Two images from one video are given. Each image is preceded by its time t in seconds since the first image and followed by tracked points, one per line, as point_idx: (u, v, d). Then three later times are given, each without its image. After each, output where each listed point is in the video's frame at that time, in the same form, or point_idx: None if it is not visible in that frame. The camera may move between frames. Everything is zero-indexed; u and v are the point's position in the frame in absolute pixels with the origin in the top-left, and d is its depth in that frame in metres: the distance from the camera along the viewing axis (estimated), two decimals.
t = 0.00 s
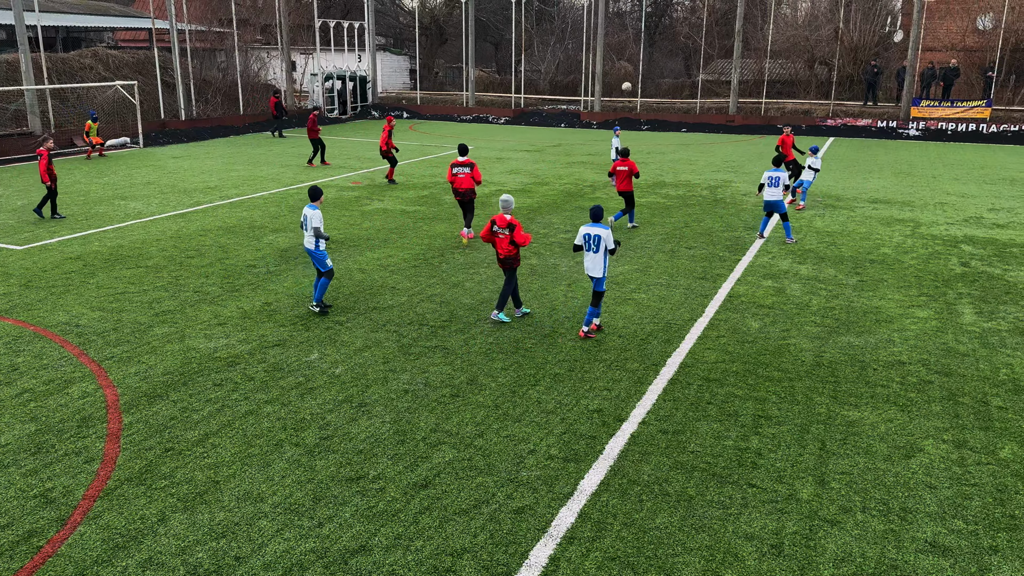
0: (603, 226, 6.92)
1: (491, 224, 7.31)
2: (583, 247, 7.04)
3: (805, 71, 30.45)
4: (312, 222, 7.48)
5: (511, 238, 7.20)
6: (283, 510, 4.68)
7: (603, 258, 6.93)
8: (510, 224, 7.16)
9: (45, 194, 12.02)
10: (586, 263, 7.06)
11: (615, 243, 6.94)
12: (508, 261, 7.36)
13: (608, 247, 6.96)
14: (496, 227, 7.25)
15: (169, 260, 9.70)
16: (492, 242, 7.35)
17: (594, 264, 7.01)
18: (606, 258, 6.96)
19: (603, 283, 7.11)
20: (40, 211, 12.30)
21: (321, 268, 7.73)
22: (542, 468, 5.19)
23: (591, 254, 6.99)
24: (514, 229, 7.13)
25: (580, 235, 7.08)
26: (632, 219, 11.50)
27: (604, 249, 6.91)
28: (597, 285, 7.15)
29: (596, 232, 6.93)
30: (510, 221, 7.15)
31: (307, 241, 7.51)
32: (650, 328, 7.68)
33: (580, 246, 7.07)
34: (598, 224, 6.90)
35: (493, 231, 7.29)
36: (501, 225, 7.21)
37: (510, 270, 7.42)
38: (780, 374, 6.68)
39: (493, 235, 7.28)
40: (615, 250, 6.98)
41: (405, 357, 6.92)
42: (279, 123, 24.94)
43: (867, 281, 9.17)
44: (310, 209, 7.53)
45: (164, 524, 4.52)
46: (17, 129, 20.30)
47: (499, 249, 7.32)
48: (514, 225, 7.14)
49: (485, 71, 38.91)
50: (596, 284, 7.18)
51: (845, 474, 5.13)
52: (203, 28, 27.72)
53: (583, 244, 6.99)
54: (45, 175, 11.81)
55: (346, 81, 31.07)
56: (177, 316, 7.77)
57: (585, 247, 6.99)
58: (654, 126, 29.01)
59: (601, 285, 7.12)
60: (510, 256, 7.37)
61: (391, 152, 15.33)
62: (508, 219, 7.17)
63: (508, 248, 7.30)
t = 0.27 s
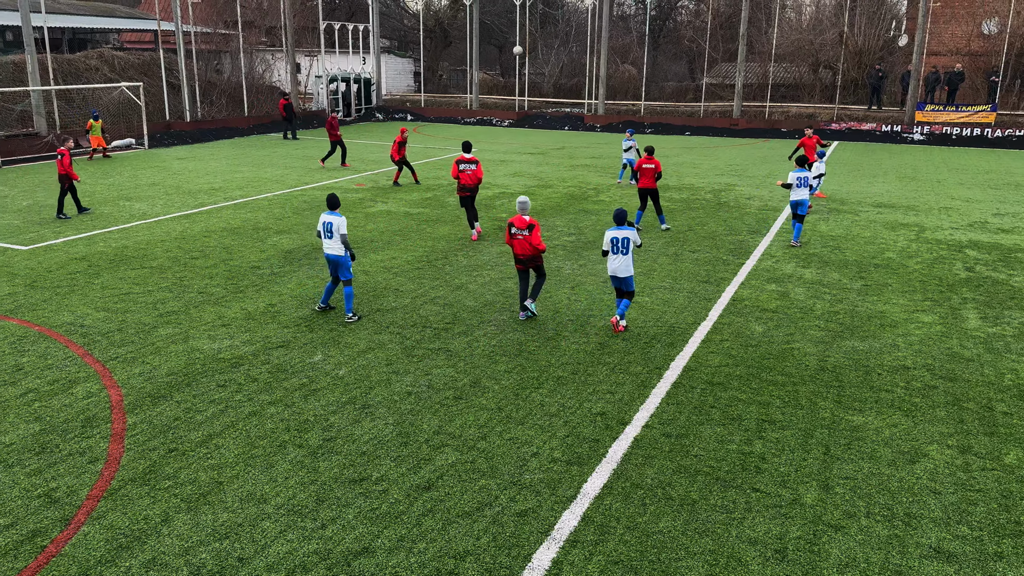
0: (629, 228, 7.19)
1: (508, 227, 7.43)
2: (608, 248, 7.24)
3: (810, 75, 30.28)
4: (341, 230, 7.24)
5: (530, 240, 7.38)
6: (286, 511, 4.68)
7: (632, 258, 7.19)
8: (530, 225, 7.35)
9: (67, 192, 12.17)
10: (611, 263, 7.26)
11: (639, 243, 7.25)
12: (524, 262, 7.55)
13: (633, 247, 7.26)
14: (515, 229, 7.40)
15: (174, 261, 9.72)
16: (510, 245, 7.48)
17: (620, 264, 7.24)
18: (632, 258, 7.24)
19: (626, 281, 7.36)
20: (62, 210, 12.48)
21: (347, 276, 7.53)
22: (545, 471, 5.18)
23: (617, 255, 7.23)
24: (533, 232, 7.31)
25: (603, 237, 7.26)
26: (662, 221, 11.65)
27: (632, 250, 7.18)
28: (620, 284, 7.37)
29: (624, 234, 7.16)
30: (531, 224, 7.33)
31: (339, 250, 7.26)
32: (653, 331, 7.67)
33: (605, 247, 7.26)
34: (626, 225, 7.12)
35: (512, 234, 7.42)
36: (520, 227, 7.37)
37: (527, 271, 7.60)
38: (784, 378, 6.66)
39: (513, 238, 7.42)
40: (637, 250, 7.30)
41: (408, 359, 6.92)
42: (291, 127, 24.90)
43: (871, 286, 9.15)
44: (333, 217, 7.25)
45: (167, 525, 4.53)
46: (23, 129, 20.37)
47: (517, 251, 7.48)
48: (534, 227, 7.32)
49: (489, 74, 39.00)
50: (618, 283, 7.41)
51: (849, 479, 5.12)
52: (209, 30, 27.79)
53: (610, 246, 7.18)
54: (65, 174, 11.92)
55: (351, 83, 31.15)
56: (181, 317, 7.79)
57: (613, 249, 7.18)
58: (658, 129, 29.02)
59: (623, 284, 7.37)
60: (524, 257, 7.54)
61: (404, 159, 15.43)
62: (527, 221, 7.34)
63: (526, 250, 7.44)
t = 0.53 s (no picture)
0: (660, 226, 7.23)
1: (536, 229, 7.45)
2: (638, 248, 7.28)
3: (826, 79, 30.57)
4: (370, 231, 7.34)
5: (559, 242, 7.46)
6: (300, 511, 4.71)
7: (663, 256, 7.24)
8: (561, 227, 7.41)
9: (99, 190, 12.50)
10: (642, 263, 7.31)
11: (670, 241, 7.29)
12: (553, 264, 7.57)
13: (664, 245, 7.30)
14: (543, 231, 7.42)
15: (190, 261, 9.80)
16: (539, 247, 7.50)
17: (649, 263, 7.28)
18: (662, 256, 7.28)
19: (656, 279, 7.43)
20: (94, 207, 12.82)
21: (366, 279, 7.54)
22: (558, 474, 5.18)
23: (648, 254, 7.27)
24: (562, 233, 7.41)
25: (632, 237, 7.29)
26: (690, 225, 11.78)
27: (663, 248, 7.23)
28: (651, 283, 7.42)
29: (655, 232, 7.19)
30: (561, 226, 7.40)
31: (368, 252, 7.29)
32: (667, 335, 7.66)
33: (635, 247, 7.29)
34: (656, 224, 7.17)
35: (540, 236, 7.44)
36: (549, 228, 7.41)
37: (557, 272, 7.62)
38: (799, 384, 6.63)
39: (542, 239, 7.44)
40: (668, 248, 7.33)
41: (421, 361, 6.94)
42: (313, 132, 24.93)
43: (886, 292, 9.10)
44: (360, 219, 7.26)
45: (183, 524, 4.56)
46: (41, 130, 20.60)
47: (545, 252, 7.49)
48: (563, 229, 7.41)
49: (503, 77, 39.09)
50: (648, 281, 7.45)
51: (865, 486, 5.08)
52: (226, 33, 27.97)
53: (642, 246, 7.21)
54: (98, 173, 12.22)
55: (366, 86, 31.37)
56: (197, 317, 7.84)
57: (644, 249, 7.22)
58: (672, 133, 29.00)
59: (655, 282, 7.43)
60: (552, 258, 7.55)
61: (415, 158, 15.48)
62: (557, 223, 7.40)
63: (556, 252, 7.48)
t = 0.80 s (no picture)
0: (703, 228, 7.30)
1: (572, 231, 7.52)
2: (679, 250, 7.38)
3: (851, 84, 30.33)
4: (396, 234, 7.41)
5: (596, 242, 7.54)
6: (322, 512, 4.73)
7: (706, 258, 7.32)
8: (595, 230, 7.51)
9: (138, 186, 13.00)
10: (685, 266, 7.40)
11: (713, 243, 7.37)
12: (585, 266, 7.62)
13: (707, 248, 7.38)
14: (580, 233, 7.49)
15: (215, 262, 9.90)
16: (575, 249, 7.54)
17: (693, 266, 7.38)
18: (706, 258, 7.37)
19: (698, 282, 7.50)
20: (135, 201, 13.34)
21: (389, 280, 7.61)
22: (579, 479, 5.17)
23: (692, 257, 7.35)
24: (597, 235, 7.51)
25: (677, 239, 7.38)
26: (722, 227, 11.65)
27: (706, 251, 7.31)
28: (692, 285, 7.50)
29: (698, 235, 7.28)
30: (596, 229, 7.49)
31: (395, 255, 7.36)
32: (689, 341, 7.62)
33: (678, 249, 7.37)
34: (700, 227, 7.25)
35: (577, 237, 7.51)
36: (585, 230, 7.49)
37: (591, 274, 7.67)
38: (822, 391, 6.57)
39: (578, 241, 7.50)
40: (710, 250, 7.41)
41: (442, 364, 6.96)
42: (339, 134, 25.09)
43: (913, 299, 8.99)
44: (386, 223, 7.32)
45: (206, 522, 4.59)
46: (69, 131, 20.93)
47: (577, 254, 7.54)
48: (597, 232, 7.50)
49: (525, 80, 39.16)
50: (689, 284, 7.54)
51: (889, 496, 5.02)
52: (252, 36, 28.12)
53: (684, 248, 7.29)
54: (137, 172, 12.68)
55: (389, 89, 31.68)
56: (221, 318, 7.91)
57: (685, 251, 7.31)
58: (695, 137, 28.94)
59: (696, 284, 7.51)
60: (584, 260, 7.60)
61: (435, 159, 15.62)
62: (591, 225, 7.48)
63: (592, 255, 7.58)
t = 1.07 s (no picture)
0: (745, 231, 7.37)
1: (602, 233, 7.50)
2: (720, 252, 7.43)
3: (881, 89, 30.01)
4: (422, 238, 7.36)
5: (624, 245, 7.53)
6: (347, 512, 4.76)
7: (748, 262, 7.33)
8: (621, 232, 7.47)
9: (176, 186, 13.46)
10: (727, 268, 7.40)
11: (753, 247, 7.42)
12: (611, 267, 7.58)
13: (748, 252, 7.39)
14: (609, 235, 7.48)
15: (244, 264, 10.03)
16: (605, 252, 7.52)
17: (736, 268, 7.38)
18: (746, 262, 7.39)
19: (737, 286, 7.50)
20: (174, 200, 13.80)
21: (418, 284, 7.59)
22: (603, 484, 5.15)
23: (733, 259, 7.37)
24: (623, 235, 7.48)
25: (719, 242, 7.44)
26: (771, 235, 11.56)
27: (748, 254, 7.33)
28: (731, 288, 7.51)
29: (740, 237, 7.33)
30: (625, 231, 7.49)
31: (423, 259, 7.33)
32: (715, 347, 7.57)
33: (719, 251, 7.42)
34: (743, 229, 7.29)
35: (606, 239, 7.48)
36: (614, 232, 7.47)
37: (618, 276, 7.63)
38: (851, 399, 6.49)
39: (607, 243, 7.48)
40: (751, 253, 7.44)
41: (467, 367, 6.98)
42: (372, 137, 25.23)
43: (944, 307, 8.85)
44: (411, 228, 7.29)
45: (233, 521, 4.64)
46: (101, 134, 21.32)
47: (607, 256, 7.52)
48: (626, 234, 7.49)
49: (550, 85, 39.19)
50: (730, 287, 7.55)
51: (919, 506, 4.94)
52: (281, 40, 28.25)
53: (727, 250, 7.32)
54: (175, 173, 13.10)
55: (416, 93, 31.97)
56: (249, 318, 8.01)
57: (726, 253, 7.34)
58: (721, 142, 28.83)
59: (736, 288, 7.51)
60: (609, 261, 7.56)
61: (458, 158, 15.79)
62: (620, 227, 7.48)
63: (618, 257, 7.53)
